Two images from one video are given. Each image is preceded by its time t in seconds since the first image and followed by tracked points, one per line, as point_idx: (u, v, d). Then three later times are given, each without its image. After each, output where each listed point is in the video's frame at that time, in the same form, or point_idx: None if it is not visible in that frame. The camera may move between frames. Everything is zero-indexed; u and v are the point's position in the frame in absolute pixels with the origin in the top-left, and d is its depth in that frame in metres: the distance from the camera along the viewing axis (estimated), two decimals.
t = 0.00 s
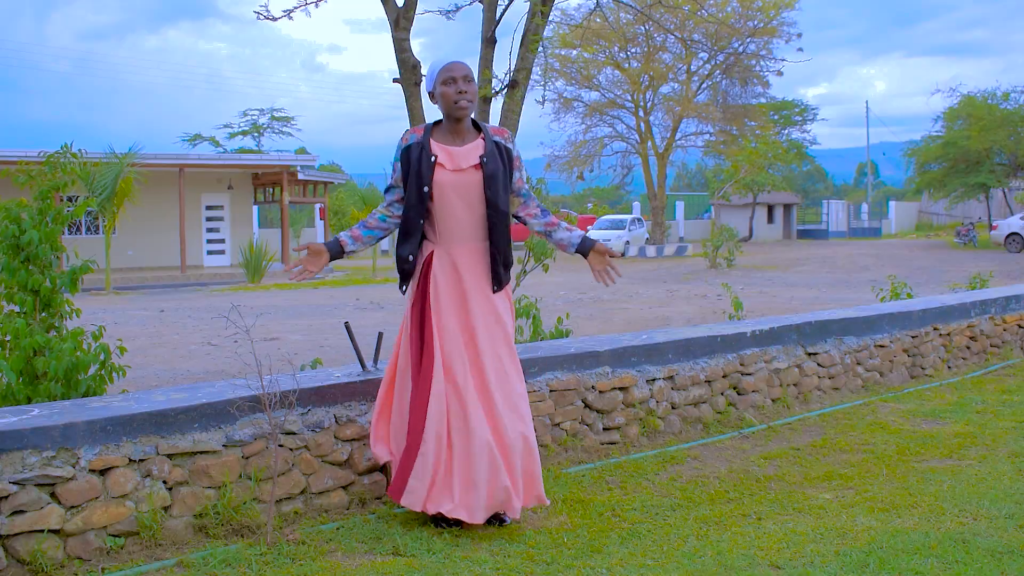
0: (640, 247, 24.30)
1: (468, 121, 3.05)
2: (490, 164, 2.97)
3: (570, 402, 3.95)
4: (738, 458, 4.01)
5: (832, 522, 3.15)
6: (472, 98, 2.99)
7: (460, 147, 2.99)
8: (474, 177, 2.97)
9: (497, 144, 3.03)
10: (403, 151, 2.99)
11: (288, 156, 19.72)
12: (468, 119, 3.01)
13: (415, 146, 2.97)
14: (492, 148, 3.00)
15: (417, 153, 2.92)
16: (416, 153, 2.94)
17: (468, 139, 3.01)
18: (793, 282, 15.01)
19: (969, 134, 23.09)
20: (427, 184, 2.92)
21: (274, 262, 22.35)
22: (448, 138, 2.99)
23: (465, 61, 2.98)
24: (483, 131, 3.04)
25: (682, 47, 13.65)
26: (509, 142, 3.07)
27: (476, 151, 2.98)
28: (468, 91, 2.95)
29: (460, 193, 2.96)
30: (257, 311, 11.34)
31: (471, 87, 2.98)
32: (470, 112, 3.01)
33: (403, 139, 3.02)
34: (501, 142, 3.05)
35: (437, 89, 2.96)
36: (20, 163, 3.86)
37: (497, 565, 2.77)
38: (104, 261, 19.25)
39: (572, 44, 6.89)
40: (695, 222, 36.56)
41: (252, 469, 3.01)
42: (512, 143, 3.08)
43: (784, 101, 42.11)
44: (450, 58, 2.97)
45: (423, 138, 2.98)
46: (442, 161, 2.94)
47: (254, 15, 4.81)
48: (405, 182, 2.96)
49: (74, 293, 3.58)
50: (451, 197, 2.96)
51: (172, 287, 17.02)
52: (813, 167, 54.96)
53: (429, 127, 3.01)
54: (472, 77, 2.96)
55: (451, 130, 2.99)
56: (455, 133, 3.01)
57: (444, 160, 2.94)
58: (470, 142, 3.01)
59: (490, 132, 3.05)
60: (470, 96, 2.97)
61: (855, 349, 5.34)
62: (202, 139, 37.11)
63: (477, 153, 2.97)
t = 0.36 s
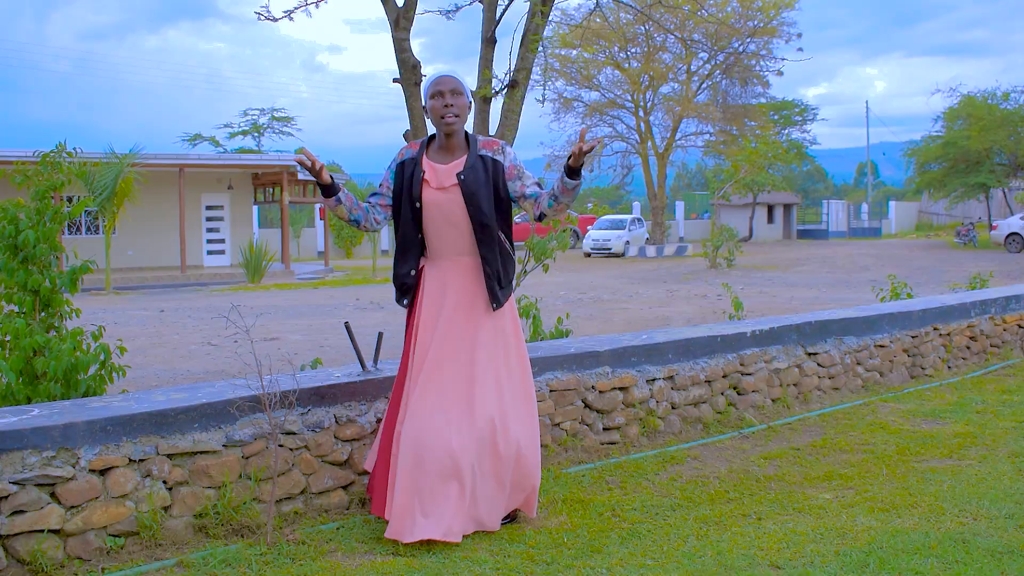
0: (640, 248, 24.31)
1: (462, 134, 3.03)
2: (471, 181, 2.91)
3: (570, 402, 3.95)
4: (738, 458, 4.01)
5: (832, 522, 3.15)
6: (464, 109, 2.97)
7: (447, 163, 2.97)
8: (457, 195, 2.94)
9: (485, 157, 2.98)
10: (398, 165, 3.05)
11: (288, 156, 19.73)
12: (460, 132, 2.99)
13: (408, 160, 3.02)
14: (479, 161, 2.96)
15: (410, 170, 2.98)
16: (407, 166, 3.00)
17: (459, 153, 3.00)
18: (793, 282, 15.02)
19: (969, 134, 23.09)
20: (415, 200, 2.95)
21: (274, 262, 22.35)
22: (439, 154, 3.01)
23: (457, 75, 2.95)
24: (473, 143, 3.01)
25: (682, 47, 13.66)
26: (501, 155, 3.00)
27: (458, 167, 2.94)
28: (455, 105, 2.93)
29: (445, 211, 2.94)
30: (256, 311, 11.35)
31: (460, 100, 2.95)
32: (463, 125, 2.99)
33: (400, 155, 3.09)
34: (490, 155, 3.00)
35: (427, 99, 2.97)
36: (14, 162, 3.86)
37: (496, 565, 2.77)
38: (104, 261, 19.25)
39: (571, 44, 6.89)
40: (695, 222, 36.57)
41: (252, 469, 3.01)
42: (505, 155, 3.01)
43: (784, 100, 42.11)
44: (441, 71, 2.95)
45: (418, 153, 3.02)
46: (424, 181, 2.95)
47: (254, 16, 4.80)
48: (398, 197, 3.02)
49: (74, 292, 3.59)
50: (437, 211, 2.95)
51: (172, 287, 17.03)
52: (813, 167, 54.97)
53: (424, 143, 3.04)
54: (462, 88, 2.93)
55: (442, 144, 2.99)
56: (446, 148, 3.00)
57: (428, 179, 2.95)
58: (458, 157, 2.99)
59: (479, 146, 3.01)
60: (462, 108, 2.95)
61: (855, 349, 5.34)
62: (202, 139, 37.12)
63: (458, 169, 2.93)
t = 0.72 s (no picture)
0: (640, 248, 24.31)
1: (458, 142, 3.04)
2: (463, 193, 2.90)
3: (570, 401, 3.95)
4: (738, 458, 4.01)
5: (832, 522, 3.15)
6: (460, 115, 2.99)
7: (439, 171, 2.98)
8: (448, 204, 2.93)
9: (480, 167, 2.98)
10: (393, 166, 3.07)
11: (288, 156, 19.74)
12: (455, 139, 2.99)
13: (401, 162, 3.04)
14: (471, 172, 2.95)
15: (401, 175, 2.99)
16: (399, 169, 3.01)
17: (453, 161, 3.00)
18: (793, 282, 15.02)
19: (969, 134, 23.09)
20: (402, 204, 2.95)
21: (274, 262, 22.36)
22: (431, 161, 3.01)
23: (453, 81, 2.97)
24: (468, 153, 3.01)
25: (682, 48, 13.65)
26: (496, 166, 3.00)
27: (450, 175, 2.94)
28: (445, 114, 2.95)
29: (432, 216, 2.94)
30: (257, 311, 11.35)
31: (453, 107, 2.96)
32: (456, 131, 3.00)
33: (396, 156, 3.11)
34: (484, 166, 3.00)
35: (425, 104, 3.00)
36: (11, 162, 3.85)
37: (496, 565, 2.77)
38: (104, 261, 19.24)
39: (571, 44, 6.90)
40: (695, 222, 36.56)
41: (252, 469, 3.01)
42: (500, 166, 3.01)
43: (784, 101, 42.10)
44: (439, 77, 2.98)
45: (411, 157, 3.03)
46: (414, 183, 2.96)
47: (254, 16, 4.80)
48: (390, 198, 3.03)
49: (73, 292, 3.60)
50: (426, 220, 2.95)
51: (172, 287, 17.03)
52: (812, 167, 54.99)
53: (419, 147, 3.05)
54: (456, 95, 2.95)
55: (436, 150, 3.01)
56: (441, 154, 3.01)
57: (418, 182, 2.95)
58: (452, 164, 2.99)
59: (475, 156, 3.01)
60: (454, 113, 2.96)
61: (855, 349, 5.34)
62: (202, 140, 37.12)
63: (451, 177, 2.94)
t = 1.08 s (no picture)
0: (640, 248, 24.31)
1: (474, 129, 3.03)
2: (490, 176, 2.92)
3: (570, 402, 3.95)
4: (738, 458, 4.01)
5: (832, 522, 3.15)
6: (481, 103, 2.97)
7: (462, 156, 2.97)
8: (475, 190, 2.95)
9: (501, 154, 3.00)
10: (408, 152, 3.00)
11: (288, 156, 19.75)
12: (474, 125, 2.99)
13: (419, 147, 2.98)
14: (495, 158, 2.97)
15: (421, 157, 2.93)
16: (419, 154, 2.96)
17: (474, 147, 3.00)
18: (793, 282, 15.02)
19: (969, 134, 23.08)
20: (428, 187, 2.91)
21: (274, 262, 22.36)
22: (449, 145, 2.99)
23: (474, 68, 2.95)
24: (487, 140, 3.01)
25: (682, 48, 13.66)
26: (514, 153, 3.03)
27: (475, 161, 2.95)
28: (467, 100, 2.93)
29: (458, 199, 2.94)
30: (257, 311, 11.35)
31: (474, 95, 2.95)
32: (475, 117, 2.99)
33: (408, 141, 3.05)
34: (506, 153, 3.02)
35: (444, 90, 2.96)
36: (11, 162, 3.85)
37: (496, 565, 2.77)
38: (103, 261, 19.24)
39: (571, 44, 6.90)
40: (695, 222, 36.55)
41: (252, 469, 3.01)
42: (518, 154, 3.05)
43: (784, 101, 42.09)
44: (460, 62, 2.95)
45: (429, 142, 2.99)
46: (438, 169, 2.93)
47: (254, 16, 4.80)
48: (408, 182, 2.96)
49: (73, 292, 3.60)
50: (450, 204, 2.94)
51: (172, 287, 17.02)
52: (812, 167, 54.99)
53: (435, 131, 3.02)
54: (478, 82, 2.93)
55: (454, 135, 2.99)
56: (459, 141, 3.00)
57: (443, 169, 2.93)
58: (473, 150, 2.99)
59: (495, 143, 3.02)
60: (475, 100, 2.95)
61: (855, 349, 5.34)
62: (202, 140, 37.14)
63: (477, 163, 2.94)
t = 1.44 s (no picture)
0: (640, 248, 24.32)
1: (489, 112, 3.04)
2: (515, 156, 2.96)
3: (570, 401, 3.95)
4: (738, 459, 4.01)
5: (832, 522, 3.15)
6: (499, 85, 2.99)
7: (486, 136, 2.97)
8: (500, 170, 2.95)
9: (519, 136, 3.04)
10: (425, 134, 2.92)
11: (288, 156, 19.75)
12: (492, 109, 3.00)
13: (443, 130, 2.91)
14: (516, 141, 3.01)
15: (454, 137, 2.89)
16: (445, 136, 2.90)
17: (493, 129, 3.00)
18: (793, 282, 15.02)
19: (969, 134, 23.08)
20: (463, 164, 2.89)
21: (274, 262, 22.36)
22: (471, 127, 2.98)
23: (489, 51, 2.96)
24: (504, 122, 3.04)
25: (682, 48, 13.67)
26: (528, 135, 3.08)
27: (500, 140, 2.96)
28: (490, 83, 2.94)
29: (488, 180, 2.94)
30: (257, 311, 11.35)
31: (494, 79, 2.97)
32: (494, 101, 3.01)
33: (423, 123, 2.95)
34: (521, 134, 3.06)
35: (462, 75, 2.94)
36: (11, 162, 3.85)
37: (496, 565, 2.77)
38: (103, 261, 19.24)
39: (571, 44, 6.90)
40: (695, 222, 36.55)
41: (252, 469, 3.01)
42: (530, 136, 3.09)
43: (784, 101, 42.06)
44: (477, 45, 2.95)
45: (451, 122, 2.94)
46: (470, 147, 2.90)
47: (254, 15, 4.80)
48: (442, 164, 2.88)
49: (73, 292, 3.60)
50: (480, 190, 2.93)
51: (172, 287, 17.03)
52: (812, 167, 55.01)
53: (452, 115, 2.97)
54: (497, 65, 2.95)
55: (474, 118, 2.98)
56: (477, 123, 2.99)
57: (473, 147, 2.90)
58: (493, 132, 3.00)
59: (510, 125, 3.06)
60: (496, 84, 2.97)
61: (855, 349, 5.34)
62: (202, 140, 37.14)
63: (504, 143, 2.96)
